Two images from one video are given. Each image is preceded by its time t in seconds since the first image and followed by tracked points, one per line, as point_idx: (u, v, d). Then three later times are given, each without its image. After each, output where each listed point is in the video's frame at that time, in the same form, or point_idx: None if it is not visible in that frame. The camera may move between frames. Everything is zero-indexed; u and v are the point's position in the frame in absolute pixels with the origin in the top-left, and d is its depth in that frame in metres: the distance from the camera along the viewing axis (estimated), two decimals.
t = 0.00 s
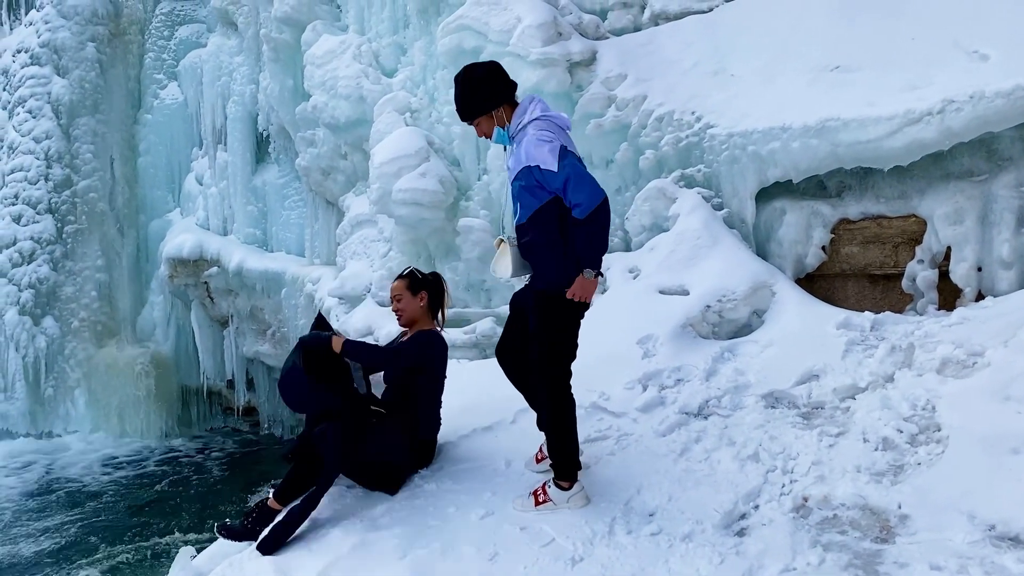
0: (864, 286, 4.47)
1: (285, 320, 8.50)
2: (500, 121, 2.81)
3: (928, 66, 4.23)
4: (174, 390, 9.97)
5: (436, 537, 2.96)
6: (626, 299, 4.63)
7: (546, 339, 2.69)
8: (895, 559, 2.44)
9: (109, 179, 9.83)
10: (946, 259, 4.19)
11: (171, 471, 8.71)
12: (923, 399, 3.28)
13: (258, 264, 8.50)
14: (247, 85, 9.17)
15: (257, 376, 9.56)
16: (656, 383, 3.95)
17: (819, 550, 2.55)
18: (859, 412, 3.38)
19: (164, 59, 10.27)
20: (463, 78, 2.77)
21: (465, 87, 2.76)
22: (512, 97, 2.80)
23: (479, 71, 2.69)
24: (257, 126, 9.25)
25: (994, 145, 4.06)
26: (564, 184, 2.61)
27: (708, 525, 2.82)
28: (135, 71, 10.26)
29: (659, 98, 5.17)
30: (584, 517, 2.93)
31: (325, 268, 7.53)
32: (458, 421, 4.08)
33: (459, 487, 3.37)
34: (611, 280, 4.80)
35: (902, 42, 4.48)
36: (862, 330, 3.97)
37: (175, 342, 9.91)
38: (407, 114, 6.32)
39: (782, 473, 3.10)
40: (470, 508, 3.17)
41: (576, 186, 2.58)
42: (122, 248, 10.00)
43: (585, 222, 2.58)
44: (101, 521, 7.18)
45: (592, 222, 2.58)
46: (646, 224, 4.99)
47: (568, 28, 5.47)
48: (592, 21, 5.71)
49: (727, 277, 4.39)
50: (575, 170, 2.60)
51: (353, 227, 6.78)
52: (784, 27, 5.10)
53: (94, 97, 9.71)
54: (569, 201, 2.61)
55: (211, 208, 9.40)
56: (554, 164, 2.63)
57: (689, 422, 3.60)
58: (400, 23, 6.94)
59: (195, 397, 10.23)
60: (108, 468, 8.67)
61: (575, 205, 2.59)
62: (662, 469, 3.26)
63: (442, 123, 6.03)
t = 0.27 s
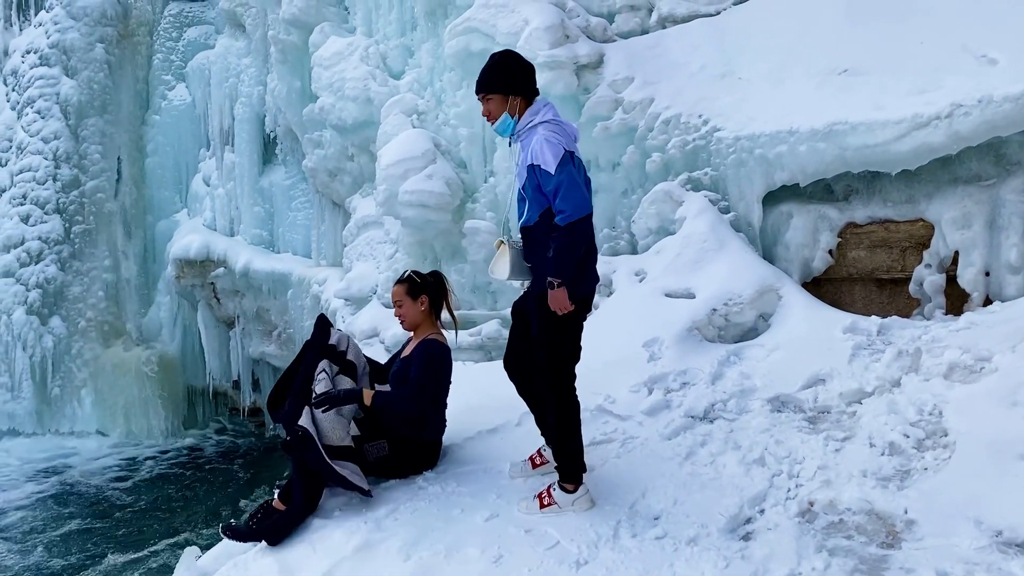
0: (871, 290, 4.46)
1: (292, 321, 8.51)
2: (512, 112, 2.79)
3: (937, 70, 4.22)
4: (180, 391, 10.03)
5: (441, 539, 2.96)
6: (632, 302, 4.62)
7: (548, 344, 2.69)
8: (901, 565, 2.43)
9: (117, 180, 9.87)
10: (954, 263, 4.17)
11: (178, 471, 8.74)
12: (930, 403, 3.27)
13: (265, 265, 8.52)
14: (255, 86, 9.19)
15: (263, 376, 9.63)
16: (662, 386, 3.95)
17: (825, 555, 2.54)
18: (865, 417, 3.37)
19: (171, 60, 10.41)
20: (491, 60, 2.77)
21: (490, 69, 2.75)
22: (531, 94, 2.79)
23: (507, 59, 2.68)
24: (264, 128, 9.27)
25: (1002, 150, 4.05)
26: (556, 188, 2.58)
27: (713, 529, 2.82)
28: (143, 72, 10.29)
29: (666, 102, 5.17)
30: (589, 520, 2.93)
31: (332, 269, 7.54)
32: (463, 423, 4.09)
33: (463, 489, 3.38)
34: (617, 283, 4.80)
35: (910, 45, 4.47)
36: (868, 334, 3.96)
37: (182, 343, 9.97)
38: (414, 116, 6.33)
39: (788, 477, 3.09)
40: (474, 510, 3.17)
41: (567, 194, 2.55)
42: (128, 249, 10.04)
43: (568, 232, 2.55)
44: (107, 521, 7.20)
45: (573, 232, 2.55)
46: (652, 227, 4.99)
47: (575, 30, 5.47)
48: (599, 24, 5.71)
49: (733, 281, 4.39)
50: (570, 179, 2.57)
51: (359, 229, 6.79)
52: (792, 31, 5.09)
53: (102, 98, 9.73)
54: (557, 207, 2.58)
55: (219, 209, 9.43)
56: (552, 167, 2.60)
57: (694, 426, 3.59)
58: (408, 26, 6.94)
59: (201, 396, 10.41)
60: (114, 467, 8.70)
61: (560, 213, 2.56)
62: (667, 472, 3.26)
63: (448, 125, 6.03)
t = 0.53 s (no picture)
0: (883, 296, 4.44)
1: (302, 323, 8.52)
2: (534, 117, 2.81)
3: (952, 76, 4.21)
4: (190, 391, 10.05)
5: (452, 542, 2.96)
6: (644, 306, 4.61)
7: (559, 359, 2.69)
8: (915, 572, 2.42)
9: (129, 181, 9.89)
10: (967, 270, 4.15)
11: (186, 471, 8.76)
12: (944, 411, 3.26)
13: (276, 267, 8.53)
14: (267, 89, 9.20)
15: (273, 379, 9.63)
16: (674, 391, 3.94)
17: (837, 563, 2.53)
18: (878, 423, 3.36)
19: (185, 62, 10.34)
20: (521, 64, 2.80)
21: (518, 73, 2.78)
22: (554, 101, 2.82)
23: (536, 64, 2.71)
24: (276, 130, 9.29)
25: (1016, 156, 4.02)
26: (566, 193, 2.62)
27: (725, 535, 2.81)
28: (156, 74, 10.30)
29: (678, 106, 5.16)
30: (600, 524, 2.92)
31: (343, 271, 7.55)
32: (474, 427, 4.08)
33: (474, 492, 3.38)
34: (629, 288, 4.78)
35: (925, 51, 4.46)
36: (881, 340, 3.94)
37: (193, 343, 10.04)
38: (426, 119, 6.33)
39: (800, 484, 3.08)
40: (485, 513, 3.17)
41: (575, 200, 2.59)
42: (141, 249, 10.06)
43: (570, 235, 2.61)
44: (117, 521, 7.22)
45: (577, 236, 2.61)
46: (664, 231, 4.98)
47: (587, 34, 5.48)
48: (612, 28, 5.71)
49: (745, 285, 4.38)
50: (581, 185, 2.61)
51: (370, 231, 6.80)
52: (805, 36, 5.09)
53: (116, 99, 9.78)
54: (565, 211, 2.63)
55: (231, 211, 9.46)
56: (566, 172, 2.63)
57: (706, 431, 3.58)
58: (420, 29, 6.95)
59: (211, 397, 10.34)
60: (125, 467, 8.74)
61: (567, 217, 2.61)
62: (679, 477, 3.25)
63: (460, 129, 6.04)
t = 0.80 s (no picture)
0: (899, 303, 4.43)
1: (315, 325, 8.52)
2: (555, 123, 2.82)
3: (970, 83, 4.19)
4: (204, 394, 9.95)
5: (467, 546, 2.96)
6: (658, 311, 4.61)
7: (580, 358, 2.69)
8: None
9: (145, 183, 9.93)
10: (984, 278, 4.14)
11: (198, 471, 8.77)
12: (961, 419, 3.24)
13: (291, 269, 8.55)
14: (283, 92, 9.23)
15: (287, 381, 9.57)
16: (688, 398, 3.93)
17: (854, 571, 2.53)
18: (895, 432, 3.34)
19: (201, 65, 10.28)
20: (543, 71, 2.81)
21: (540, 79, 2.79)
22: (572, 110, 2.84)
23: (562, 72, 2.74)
24: (292, 133, 9.31)
25: None
26: (592, 197, 2.63)
27: (741, 542, 2.80)
28: (172, 76, 10.32)
29: (694, 112, 5.16)
30: (615, 530, 2.92)
31: (357, 274, 7.57)
32: (489, 431, 4.08)
33: (488, 497, 3.37)
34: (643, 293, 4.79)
35: (943, 58, 4.44)
36: (897, 348, 3.92)
37: (206, 344, 9.96)
38: (441, 124, 6.35)
39: (816, 491, 3.07)
40: (500, 517, 3.17)
41: (603, 205, 2.61)
42: (156, 250, 10.07)
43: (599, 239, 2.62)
44: (129, 520, 7.24)
45: (602, 240, 2.62)
46: (679, 237, 4.98)
47: (603, 40, 5.48)
48: (628, 33, 5.71)
49: (760, 292, 4.36)
50: (607, 190, 2.62)
51: (384, 234, 6.81)
52: (822, 43, 5.07)
53: (132, 102, 9.84)
54: (591, 214, 2.63)
55: (246, 213, 9.49)
56: (592, 177, 2.63)
57: (721, 438, 3.57)
58: (436, 34, 6.97)
59: (225, 398, 10.18)
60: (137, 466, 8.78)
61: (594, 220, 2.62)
62: (694, 483, 3.24)
63: (475, 133, 6.04)
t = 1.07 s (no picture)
0: (918, 309, 4.40)
1: (331, 327, 8.53)
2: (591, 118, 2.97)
3: (992, 89, 4.17)
4: (220, 394, 9.99)
5: (484, 549, 2.95)
6: (675, 315, 4.59)
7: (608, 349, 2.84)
8: None
9: (163, 184, 9.97)
10: (1006, 284, 4.06)
11: (214, 473, 8.72)
12: (983, 426, 3.21)
13: (307, 271, 8.58)
14: (301, 95, 9.26)
15: (302, 381, 9.55)
16: (706, 402, 3.91)
17: None
18: (915, 438, 3.31)
19: (219, 68, 10.30)
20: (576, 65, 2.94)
21: (572, 74, 2.92)
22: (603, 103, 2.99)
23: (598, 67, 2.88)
24: (309, 136, 9.35)
25: None
26: (632, 190, 2.81)
27: (760, 547, 2.77)
28: (191, 79, 10.38)
29: (712, 116, 5.16)
30: (634, 535, 2.91)
31: (373, 276, 7.59)
32: (506, 433, 4.06)
33: (506, 499, 3.36)
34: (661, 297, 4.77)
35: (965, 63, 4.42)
36: (917, 354, 3.89)
37: (223, 345, 10.00)
38: (459, 127, 6.36)
39: (836, 497, 3.04)
40: (517, 521, 3.15)
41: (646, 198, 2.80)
42: (173, 251, 10.08)
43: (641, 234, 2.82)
44: (152, 523, 7.14)
45: (638, 233, 2.82)
46: (697, 241, 4.96)
47: (622, 43, 5.48)
48: (647, 37, 5.71)
49: (779, 296, 4.34)
50: (646, 185, 2.81)
51: (400, 237, 6.83)
52: (842, 47, 5.06)
53: (151, 103, 9.91)
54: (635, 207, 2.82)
55: (262, 215, 9.53)
56: (632, 171, 2.82)
57: (740, 443, 3.55)
58: (454, 38, 6.99)
59: (240, 398, 10.30)
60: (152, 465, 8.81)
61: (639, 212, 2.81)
62: (713, 488, 3.22)
63: (493, 136, 6.06)
